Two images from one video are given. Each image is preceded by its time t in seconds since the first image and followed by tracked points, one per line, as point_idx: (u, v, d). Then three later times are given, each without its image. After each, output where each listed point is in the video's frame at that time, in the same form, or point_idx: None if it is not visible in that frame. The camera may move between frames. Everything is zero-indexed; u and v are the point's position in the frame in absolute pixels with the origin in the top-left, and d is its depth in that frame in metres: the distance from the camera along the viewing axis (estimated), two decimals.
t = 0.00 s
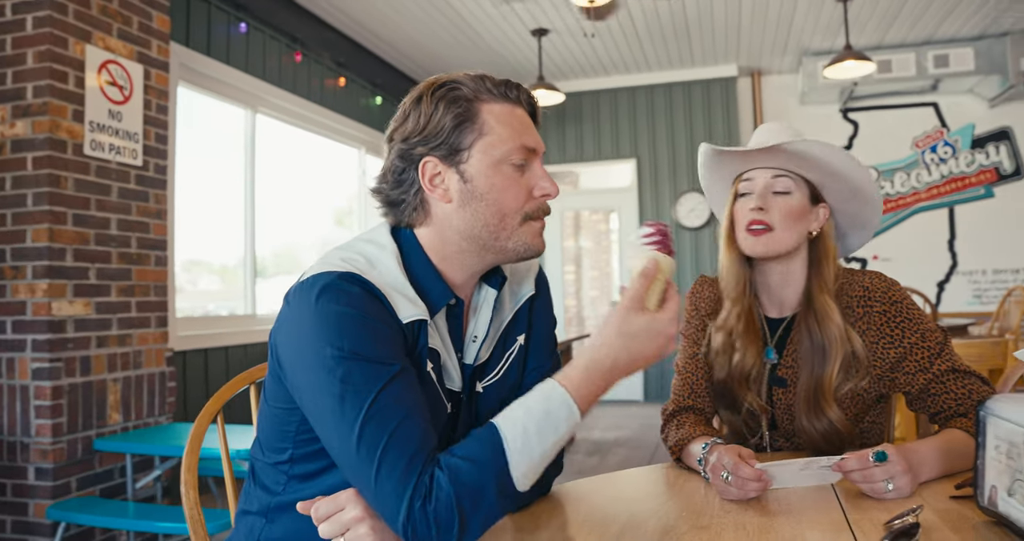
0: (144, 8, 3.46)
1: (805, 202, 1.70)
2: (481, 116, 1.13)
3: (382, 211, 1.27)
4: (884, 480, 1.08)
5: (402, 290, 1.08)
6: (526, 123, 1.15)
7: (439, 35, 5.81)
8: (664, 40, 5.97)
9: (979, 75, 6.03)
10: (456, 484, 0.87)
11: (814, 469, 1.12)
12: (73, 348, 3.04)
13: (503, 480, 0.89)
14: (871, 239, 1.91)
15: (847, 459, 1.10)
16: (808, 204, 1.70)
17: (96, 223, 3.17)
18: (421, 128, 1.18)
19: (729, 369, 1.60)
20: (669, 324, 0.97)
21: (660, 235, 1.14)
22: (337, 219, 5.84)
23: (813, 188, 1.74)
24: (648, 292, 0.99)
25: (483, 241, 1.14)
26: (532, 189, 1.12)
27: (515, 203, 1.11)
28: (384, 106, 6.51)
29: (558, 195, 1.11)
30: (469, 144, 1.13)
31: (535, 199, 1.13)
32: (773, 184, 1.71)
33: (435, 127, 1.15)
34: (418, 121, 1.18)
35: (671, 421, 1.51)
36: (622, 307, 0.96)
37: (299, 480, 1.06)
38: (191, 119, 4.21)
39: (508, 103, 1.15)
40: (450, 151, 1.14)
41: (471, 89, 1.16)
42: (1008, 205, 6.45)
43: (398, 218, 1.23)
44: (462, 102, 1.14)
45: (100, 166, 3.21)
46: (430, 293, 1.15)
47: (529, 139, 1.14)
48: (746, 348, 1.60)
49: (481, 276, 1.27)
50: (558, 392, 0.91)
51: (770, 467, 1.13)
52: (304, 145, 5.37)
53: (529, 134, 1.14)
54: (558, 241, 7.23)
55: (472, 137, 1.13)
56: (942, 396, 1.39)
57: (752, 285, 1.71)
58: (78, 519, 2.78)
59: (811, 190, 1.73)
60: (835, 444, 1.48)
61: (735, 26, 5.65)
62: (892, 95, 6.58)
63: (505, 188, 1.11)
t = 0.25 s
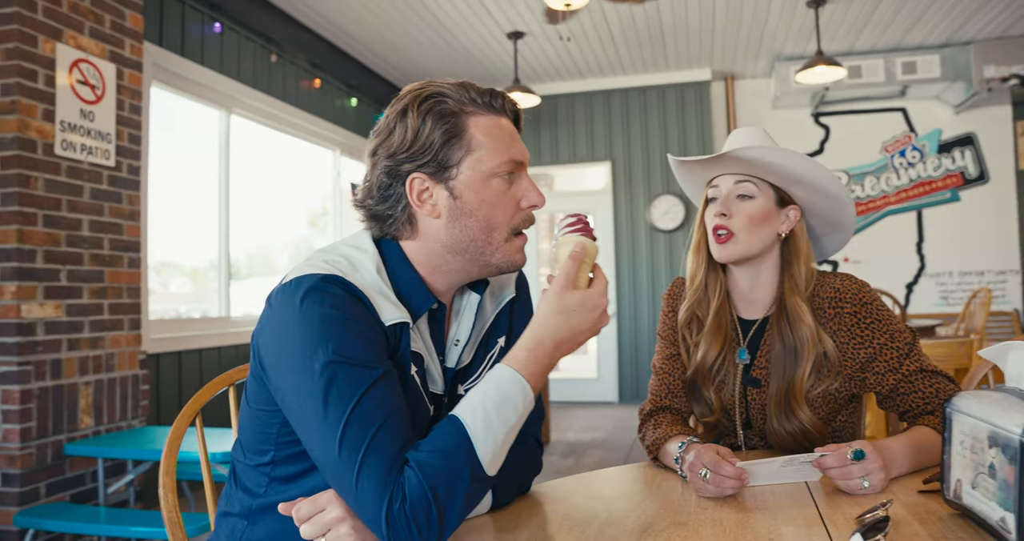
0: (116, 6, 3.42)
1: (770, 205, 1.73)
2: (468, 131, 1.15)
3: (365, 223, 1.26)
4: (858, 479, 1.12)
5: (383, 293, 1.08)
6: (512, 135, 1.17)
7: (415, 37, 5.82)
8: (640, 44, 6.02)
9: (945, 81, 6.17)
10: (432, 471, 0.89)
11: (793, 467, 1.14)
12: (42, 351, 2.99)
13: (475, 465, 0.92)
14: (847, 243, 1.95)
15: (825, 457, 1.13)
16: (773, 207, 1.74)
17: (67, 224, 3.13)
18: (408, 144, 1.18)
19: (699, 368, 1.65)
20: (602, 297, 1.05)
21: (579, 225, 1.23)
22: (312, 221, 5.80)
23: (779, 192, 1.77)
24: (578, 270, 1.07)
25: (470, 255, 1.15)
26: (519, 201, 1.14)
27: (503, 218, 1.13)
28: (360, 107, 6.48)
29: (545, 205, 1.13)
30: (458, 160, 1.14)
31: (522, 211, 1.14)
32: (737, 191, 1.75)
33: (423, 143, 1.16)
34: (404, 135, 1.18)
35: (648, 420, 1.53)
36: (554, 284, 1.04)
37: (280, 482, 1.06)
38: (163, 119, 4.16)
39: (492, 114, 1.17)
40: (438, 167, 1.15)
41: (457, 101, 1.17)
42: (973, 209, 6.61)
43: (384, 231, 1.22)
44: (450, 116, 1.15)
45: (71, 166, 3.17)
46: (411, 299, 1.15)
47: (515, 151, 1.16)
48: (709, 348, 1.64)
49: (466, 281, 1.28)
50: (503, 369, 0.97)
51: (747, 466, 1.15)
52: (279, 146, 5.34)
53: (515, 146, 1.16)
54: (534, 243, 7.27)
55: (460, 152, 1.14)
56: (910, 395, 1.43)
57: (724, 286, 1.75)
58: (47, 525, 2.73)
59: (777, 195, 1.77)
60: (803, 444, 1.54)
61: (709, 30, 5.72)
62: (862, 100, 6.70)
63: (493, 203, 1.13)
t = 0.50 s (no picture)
0: None
1: (749, 201, 1.76)
2: (459, 126, 1.16)
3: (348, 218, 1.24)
4: (837, 470, 1.14)
5: (366, 289, 1.09)
6: (497, 131, 1.19)
7: (396, 34, 5.80)
8: (621, 42, 6.05)
9: (920, 82, 6.28)
10: (419, 462, 0.90)
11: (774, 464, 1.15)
12: (18, 349, 2.95)
13: (461, 457, 0.93)
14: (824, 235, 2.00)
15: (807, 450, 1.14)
16: (753, 203, 1.77)
17: (44, 221, 3.09)
18: (399, 137, 1.17)
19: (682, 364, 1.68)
20: (584, 293, 1.07)
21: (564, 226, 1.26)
22: (291, 219, 5.76)
23: (757, 187, 1.79)
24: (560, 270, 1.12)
25: (458, 248, 1.16)
26: (505, 195, 1.16)
27: (491, 212, 1.15)
28: (340, 105, 6.45)
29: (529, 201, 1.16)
30: (449, 154, 1.15)
31: (507, 205, 1.17)
32: (715, 189, 1.77)
33: (415, 137, 1.16)
34: (396, 129, 1.18)
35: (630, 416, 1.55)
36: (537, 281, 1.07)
37: (264, 478, 1.06)
38: (141, 115, 4.12)
39: (480, 110, 1.19)
40: (430, 161, 1.15)
41: (447, 96, 1.17)
42: (946, 208, 6.72)
43: (371, 226, 1.21)
44: (441, 111, 1.16)
45: (48, 162, 3.13)
46: (394, 294, 1.16)
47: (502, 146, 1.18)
48: (696, 345, 1.67)
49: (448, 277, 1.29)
50: (489, 364, 0.99)
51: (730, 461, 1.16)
52: (258, 143, 5.30)
53: (501, 141, 1.18)
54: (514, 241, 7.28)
55: (451, 147, 1.15)
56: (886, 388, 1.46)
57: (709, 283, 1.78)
58: (21, 527, 2.69)
59: (756, 189, 1.78)
60: (784, 437, 1.54)
61: (690, 30, 5.76)
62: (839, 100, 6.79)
63: (483, 198, 1.14)
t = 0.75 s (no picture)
0: None
1: (735, 203, 1.77)
2: (431, 112, 1.16)
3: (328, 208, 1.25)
4: (817, 463, 1.16)
5: (352, 282, 1.09)
6: (472, 117, 1.19)
7: (377, 31, 5.78)
8: (602, 40, 6.07)
9: (897, 82, 6.37)
10: (416, 461, 0.91)
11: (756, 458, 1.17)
12: None
13: (457, 458, 0.93)
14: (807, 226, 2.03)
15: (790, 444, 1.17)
16: (739, 203, 1.78)
17: (20, 218, 3.04)
18: (373, 125, 1.18)
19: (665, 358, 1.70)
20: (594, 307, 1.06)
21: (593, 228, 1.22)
22: (271, 217, 5.71)
23: (744, 188, 1.79)
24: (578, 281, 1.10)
25: (436, 235, 1.16)
26: (482, 180, 1.16)
27: (467, 196, 1.15)
28: (320, 101, 6.41)
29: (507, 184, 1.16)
30: (422, 139, 1.15)
31: (485, 190, 1.16)
32: (703, 192, 1.77)
33: (387, 123, 1.16)
34: (369, 117, 1.18)
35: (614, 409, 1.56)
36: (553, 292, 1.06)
37: (248, 473, 1.06)
38: (119, 111, 4.06)
39: (453, 98, 1.19)
40: (404, 146, 1.16)
41: (420, 85, 1.18)
42: (922, 206, 6.82)
43: (350, 215, 1.22)
44: (413, 97, 1.17)
45: (23, 157, 3.08)
46: (377, 285, 1.16)
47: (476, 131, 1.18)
48: (680, 341, 1.69)
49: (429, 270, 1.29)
50: (497, 370, 0.98)
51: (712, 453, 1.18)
52: (238, 139, 5.25)
53: (475, 127, 1.19)
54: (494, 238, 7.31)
55: (424, 132, 1.15)
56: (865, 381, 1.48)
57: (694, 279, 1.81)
58: None
59: (743, 190, 1.79)
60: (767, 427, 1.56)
61: (671, 28, 5.80)
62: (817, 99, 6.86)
63: (457, 181, 1.15)
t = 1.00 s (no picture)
0: None
1: (716, 200, 1.79)
2: (402, 102, 1.17)
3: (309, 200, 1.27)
4: (795, 459, 1.17)
5: (336, 279, 1.09)
6: (445, 109, 1.20)
7: (358, 30, 5.75)
8: (584, 41, 6.09)
9: (874, 85, 6.45)
10: (418, 471, 0.90)
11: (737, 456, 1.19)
12: None
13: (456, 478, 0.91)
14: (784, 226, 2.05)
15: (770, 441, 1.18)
16: (719, 201, 1.80)
17: None
18: (346, 117, 1.20)
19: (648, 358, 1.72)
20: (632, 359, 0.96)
21: (640, 268, 1.07)
22: (250, 216, 5.66)
23: (723, 186, 1.84)
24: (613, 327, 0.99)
25: (410, 222, 1.16)
26: (455, 169, 1.16)
27: (439, 184, 1.15)
28: (300, 100, 6.37)
29: (481, 173, 1.16)
30: (393, 128, 1.16)
31: (458, 179, 1.17)
32: (684, 188, 1.80)
33: (359, 115, 1.18)
34: (342, 111, 1.21)
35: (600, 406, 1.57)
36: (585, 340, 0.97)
37: (228, 471, 1.05)
38: (95, 108, 4.01)
39: (427, 92, 1.20)
40: (375, 135, 1.16)
41: (392, 79, 1.20)
42: (898, 207, 6.92)
43: (328, 207, 1.23)
44: (384, 89, 1.18)
45: None
46: (360, 276, 1.16)
47: (448, 122, 1.18)
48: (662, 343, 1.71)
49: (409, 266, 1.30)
50: (520, 406, 0.94)
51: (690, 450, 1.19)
52: (217, 138, 5.20)
53: (448, 118, 1.19)
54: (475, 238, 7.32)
55: (395, 121, 1.16)
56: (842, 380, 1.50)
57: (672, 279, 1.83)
58: None
59: (722, 188, 1.84)
60: (748, 427, 1.55)
61: (652, 29, 5.82)
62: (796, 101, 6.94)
63: (429, 167, 1.15)
